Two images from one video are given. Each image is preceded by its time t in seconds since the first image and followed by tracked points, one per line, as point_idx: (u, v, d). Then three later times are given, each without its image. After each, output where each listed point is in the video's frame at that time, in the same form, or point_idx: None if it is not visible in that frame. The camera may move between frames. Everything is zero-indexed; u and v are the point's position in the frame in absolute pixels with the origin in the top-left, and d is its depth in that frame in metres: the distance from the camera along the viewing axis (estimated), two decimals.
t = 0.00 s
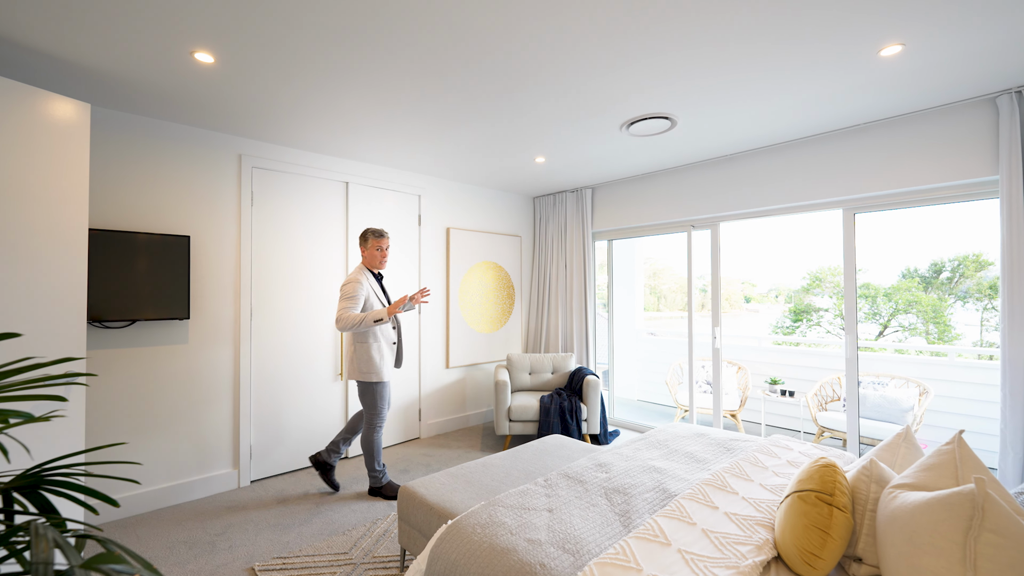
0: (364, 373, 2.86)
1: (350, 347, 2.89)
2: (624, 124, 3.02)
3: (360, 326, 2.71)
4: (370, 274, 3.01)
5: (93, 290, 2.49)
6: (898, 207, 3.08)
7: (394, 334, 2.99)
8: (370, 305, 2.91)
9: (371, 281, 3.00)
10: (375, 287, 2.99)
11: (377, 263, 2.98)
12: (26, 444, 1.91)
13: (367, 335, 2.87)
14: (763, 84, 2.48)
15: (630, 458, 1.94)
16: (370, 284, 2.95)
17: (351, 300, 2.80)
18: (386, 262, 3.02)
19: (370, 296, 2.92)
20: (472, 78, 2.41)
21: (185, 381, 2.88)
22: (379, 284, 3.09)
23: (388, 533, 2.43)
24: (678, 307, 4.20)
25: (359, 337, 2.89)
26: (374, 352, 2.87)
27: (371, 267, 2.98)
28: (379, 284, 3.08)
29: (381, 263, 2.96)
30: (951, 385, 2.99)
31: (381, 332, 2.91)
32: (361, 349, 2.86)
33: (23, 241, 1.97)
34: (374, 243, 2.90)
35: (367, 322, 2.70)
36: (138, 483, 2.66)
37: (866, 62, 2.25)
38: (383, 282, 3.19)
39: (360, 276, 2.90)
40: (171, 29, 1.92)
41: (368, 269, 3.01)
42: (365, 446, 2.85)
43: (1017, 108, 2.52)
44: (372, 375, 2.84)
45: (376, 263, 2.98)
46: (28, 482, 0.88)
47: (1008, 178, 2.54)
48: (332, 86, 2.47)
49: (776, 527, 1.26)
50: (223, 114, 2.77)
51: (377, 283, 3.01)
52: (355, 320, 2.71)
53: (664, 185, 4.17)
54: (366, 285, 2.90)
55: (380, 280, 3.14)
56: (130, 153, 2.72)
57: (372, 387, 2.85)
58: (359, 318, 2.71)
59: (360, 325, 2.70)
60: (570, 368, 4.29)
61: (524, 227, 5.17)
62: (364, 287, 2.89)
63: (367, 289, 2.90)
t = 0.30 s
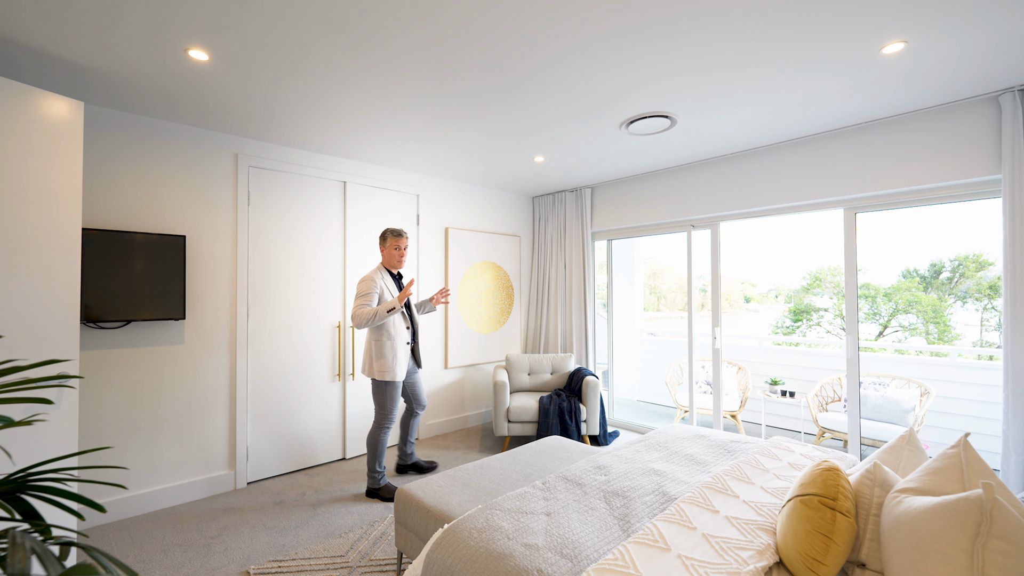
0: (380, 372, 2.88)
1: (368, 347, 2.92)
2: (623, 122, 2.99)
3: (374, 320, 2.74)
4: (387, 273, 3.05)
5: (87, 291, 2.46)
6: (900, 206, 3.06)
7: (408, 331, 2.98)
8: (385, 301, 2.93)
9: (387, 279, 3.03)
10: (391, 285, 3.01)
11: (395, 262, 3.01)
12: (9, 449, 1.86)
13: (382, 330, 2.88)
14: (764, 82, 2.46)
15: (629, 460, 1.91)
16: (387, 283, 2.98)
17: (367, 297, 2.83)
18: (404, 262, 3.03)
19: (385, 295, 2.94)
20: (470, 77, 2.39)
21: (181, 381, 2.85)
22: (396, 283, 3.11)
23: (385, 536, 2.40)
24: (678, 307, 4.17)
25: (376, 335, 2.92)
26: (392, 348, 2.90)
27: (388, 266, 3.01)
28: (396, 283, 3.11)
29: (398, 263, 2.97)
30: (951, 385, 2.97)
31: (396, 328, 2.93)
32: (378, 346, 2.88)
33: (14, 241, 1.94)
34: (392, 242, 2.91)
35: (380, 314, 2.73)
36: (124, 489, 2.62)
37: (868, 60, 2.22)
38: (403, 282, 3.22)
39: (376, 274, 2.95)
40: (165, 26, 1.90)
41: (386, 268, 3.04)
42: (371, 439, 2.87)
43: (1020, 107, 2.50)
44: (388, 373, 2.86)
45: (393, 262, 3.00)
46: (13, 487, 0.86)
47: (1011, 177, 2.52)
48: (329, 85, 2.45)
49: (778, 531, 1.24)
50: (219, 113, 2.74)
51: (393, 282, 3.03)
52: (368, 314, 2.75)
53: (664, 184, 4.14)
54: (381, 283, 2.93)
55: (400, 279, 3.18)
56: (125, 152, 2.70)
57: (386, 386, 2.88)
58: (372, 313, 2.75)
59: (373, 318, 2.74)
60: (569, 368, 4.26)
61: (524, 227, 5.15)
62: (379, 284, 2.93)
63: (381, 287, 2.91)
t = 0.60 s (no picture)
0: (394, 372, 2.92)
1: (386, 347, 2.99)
2: (623, 121, 2.97)
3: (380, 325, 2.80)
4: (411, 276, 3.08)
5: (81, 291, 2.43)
6: (902, 205, 3.03)
7: (423, 335, 2.96)
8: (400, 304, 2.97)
9: (410, 281, 3.06)
10: (410, 288, 3.04)
11: (418, 265, 3.04)
12: None
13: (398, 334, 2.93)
14: (765, 80, 2.43)
15: (629, 463, 1.89)
16: (405, 287, 3.02)
17: (380, 299, 2.92)
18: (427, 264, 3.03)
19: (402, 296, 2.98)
20: (468, 75, 2.36)
21: (176, 382, 2.83)
22: (422, 286, 3.14)
23: (382, 539, 2.38)
24: (678, 307, 4.15)
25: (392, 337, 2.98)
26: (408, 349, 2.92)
27: (413, 269, 3.06)
28: (421, 287, 3.13)
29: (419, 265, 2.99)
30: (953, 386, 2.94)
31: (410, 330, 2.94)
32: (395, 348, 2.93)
33: (5, 241, 1.91)
34: (413, 243, 2.95)
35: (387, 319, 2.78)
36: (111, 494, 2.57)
37: (870, 57, 2.20)
38: (432, 285, 3.22)
39: (397, 276, 3.02)
40: (158, 23, 1.87)
41: (410, 272, 3.10)
42: (377, 435, 2.92)
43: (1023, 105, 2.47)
44: (402, 372, 2.90)
45: (416, 264, 3.03)
46: None
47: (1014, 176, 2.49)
48: (325, 82, 2.42)
49: (781, 537, 1.21)
50: (214, 111, 2.72)
51: (415, 285, 3.06)
52: (376, 318, 2.81)
53: (664, 184, 4.12)
54: (398, 287, 2.99)
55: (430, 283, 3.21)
56: (121, 151, 2.68)
57: (399, 385, 2.90)
58: (380, 316, 2.82)
59: (380, 323, 2.79)
60: (569, 369, 4.24)
61: (523, 227, 5.12)
62: (397, 286, 2.99)
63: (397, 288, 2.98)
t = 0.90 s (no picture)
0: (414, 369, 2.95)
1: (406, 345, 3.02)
2: (623, 119, 2.94)
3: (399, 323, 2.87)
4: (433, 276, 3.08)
5: (76, 291, 2.41)
6: (904, 205, 3.01)
7: (438, 331, 2.96)
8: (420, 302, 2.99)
9: (429, 280, 3.04)
10: (429, 288, 3.03)
11: (438, 265, 3.02)
12: None
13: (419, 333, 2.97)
14: (767, 79, 2.41)
15: (629, 465, 1.86)
16: (423, 286, 3.03)
17: (399, 297, 2.98)
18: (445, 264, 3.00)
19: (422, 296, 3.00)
20: (466, 73, 2.34)
21: (173, 383, 2.81)
22: (440, 286, 3.09)
23: (380, 541, 2.35)
24: (678, 307, 4.12)
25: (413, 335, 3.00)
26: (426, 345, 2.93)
27: (433, 268, 3.04)
28: (440, 287, 3.09)
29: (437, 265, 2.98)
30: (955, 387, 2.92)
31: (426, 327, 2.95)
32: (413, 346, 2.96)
33: None
34: (430, 243, 2.95)
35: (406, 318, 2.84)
36: (100, 498, 2.52)
37: (873, 55, 2.17)
38: (453, 284, 3.14)
39: (417, 275, 3.05)
40: (153, 20, 1.85)
41: (431, 272, 3.09)
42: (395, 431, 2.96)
43: None
44: (419, 368, 2.92)
45: (435, 264, 3.01)
46: None
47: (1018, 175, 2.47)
48: (323, 80, 2.39)
49: (784, 540, 1.20)
50: (211, 110, 2.70)
51: (433, 285, 3.04)
52: (396, 316, 2.88)
53: (664, 183, 4.10)
54: (417, 286, 3.02)
55: (450, 283, 3.15)
56: (117, 150, 2.65)
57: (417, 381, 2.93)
58: (400, 316, 2.86)
59: (400, 321, 2.86)
60: (569, 369, 4.22)
61: (523, 227, 5.10)
62: (417, 285, 3.02)
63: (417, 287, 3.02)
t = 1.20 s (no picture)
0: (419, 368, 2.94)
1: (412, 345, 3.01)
2: (623, 118, 2.92)
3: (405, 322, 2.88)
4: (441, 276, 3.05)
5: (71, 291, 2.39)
6: (906, 205, 2.98)
7: (443, 331, 2.94)
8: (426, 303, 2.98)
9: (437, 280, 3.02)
10: (435, 287, 3.01)
11: (445, 264, 3.00)
12: None
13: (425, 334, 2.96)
14: (768, 77, 2.38)
15: (629, 468, 1.84)
16: (429, 286, 3.02)
17: (405, 296, 2.99)
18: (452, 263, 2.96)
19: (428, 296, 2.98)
20: (465, 71, 2.32)
21: (169, 383, 2.78)
22: (447, 286, 3.06)
23: (378, 544, 2.33)
24: (678, 307, 4.10)
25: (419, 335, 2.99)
26: (432, 345, 2.92)
27: (440, 268, 3.03)
28: (446, 287, 3.05)
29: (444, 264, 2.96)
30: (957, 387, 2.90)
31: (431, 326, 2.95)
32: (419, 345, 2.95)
33: None
34: (438, 243, 2.95)
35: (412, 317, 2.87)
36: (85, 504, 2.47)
37: (876, 53, 2.15)
38: (461, 284, 3.09)
39: (424, 275, 3.05)
40: (147, 17, 1.83)
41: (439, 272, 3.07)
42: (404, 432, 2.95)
43: None
44: (424, 367, 2.90)
45: (443, 264, 3.01)
46: None
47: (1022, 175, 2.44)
48: (320, 79, 2.37)
49: (787, 546, 1.17)
50: (207, 108, 2.67)
51: (440, 285, 3.01)
52: (402, 316, 2.89)
53: (664, 183, 4.07)
54: (423, 287, 3.02)
55: (458, 283, 3.11)
56: (112, 149, 2.63)
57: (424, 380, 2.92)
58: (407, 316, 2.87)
59: (405, 321, 2.87)
60: (569, 370, 4.20)
61: (522, 226, 5.08)
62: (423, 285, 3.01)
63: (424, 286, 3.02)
